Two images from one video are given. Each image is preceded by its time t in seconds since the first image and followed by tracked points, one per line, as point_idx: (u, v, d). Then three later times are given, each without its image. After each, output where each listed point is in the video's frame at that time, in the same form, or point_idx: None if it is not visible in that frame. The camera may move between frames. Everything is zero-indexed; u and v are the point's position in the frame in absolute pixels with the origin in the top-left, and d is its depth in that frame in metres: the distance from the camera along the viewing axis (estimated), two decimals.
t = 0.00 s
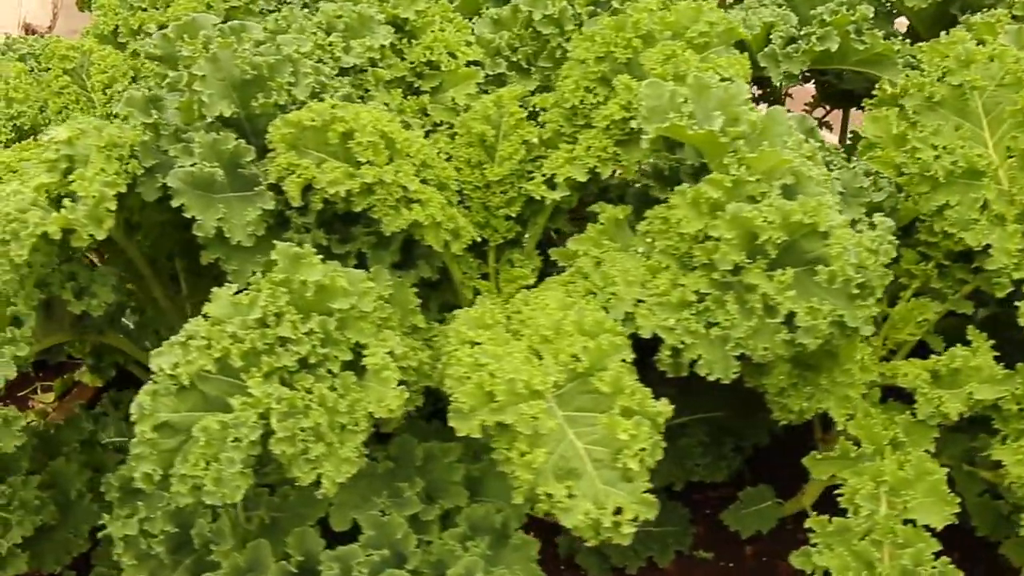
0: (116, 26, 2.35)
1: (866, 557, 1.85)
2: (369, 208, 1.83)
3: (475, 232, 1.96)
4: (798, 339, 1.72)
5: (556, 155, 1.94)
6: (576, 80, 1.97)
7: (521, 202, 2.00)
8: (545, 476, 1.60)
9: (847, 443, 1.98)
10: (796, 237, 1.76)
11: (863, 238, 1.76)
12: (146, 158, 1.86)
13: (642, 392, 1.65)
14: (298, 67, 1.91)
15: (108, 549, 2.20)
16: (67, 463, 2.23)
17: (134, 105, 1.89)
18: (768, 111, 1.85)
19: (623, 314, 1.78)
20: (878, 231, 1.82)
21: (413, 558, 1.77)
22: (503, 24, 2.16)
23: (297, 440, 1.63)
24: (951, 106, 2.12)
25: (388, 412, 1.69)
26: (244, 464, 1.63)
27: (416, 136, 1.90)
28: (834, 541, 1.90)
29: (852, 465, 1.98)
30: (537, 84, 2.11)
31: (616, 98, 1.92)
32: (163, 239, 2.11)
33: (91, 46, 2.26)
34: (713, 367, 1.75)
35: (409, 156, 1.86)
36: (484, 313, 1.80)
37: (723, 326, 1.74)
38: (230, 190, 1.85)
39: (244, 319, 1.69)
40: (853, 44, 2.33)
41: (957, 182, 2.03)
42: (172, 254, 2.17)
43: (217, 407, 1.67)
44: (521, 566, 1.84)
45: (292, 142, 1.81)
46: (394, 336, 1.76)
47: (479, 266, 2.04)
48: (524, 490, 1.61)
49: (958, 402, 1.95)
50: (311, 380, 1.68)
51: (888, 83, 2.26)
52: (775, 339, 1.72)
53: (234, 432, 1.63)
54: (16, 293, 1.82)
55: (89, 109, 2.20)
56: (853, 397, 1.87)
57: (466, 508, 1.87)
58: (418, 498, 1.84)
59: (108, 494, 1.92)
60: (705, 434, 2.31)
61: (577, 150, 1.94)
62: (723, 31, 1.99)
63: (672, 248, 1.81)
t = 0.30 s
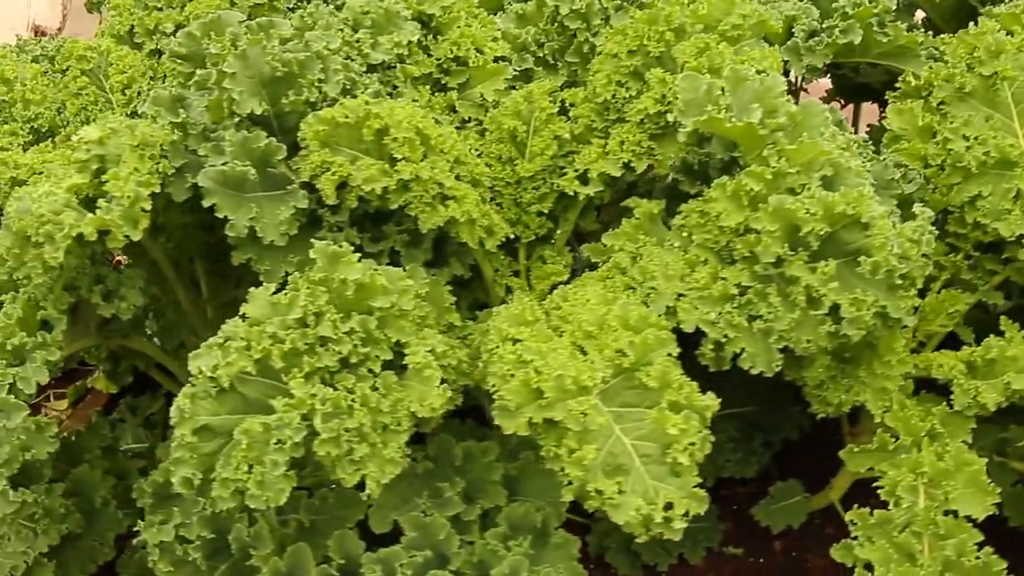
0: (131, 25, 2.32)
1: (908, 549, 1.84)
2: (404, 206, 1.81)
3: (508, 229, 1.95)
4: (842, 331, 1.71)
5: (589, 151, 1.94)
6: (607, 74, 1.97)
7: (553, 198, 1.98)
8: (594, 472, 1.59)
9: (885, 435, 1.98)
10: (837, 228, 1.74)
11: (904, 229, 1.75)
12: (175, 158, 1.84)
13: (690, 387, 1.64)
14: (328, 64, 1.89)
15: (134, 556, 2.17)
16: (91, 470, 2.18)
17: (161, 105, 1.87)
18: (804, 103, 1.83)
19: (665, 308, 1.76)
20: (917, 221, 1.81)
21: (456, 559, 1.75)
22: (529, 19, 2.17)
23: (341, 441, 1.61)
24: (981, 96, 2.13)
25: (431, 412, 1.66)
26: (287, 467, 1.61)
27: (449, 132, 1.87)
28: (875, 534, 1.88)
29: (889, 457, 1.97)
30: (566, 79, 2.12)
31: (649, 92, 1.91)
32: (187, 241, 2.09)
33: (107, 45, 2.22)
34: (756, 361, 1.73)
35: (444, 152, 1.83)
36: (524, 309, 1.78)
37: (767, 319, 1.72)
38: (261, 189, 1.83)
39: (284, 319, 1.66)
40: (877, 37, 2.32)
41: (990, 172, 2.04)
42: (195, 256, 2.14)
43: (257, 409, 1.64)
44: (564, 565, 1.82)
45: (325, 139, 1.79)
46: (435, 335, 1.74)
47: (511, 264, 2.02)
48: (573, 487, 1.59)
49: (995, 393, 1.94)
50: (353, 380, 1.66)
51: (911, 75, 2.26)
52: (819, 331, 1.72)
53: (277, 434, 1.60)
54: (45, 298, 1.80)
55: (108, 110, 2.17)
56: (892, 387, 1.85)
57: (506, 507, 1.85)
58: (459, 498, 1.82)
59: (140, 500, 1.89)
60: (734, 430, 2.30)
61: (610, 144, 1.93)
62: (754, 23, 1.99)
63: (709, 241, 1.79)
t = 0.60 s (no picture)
0: (146, 24, 2.29)
1: (943, 541, 1.83)
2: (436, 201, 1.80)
3: (537, 225, 1.94)
4: (879, 322, 1.71)
5: (617, 145, 1.94)
6: (635, 69, 1.96)
7: (580, 193, 1.98)
8: (635, 467, 1.57)
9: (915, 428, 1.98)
10: (871, 220, 1.73)
11: (939, 220, 1.74)
12: (201, 157, 1.81)
13: (729, 379, 1.63)
14: (355, 59, 1.87)
15: (156, 561, 2.14)
16: (111, 474, 2.13)
17: (186, 102, 1.87)
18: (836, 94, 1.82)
19: (700, 302, 1.75)
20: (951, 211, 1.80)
21: (493, 557, 1.73)
22: (550, 15, 2.16)
23: (379, 440, 1.58)
24: (1005, 87, 2.13)
25: (468, 409, 1.65)
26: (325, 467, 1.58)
27: (477, 127, 1.86)
28: (909, 527, 1.87)
29: (919, 450, 1.96)
30: (590, 73, 2.11)
31: (677, 85, 1.91)
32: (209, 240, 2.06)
33: (123, 44, 2.20)
34: (792, 354, 1.72)
35: (473, 147, 1.82)
36: (558, 304, 1.77)
37: (804, 312, 1.71)
38: (288, 187, 1.81)
39: (318, 317, 1.64)
40: (896, 30, 2.33)
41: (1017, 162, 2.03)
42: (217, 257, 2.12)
43: (292, 409, 1.62)
44: (600, 562, 1.81)
45: (355, 135, 1.78)
46: (469, 332, 1.73)
47: (538, 261, 2.01)
48: (615, 483, 1.58)
49: None
50: (389, 378, 1.64)
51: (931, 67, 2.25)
52: (855, 322, 1.71)
53: (315, 433, 1.58)
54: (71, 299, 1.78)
55: (126, 110, 2.14)
56: (923, 380, 1.85)
57: (539, 505, 1.83)
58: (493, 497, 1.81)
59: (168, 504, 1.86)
60: (759, 425, 2.29)
61: (638, 139, 1.93)
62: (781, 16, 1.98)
63: (742, 234, 1.79)
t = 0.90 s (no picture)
0: (160, 24, 2.27)
1: (974, 535, 1.80)
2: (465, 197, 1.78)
3: (563, 221, 1.93)
4: (913, 315, 1.70)
5: (642, 141, 1.93)
6: (660, 64, 1.95)
7: (605, 190, 1.97)
8: (673, 462, 1.56)
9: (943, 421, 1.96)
10: (901, 212, 1.72)
11: (971, 212, 1.73)
12: (227, 154, 1.79)
13: (766, 372, 1.61)
14: (380, 55, 1.86)
15: (175, 564, 2.12)
16: (129, 476, 2.10)
17: (209, 100, 1.84)
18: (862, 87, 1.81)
19: (732, 296, 1.74)
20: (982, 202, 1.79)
21: (527, 554, 1.72)
22: (570, 12, 2.15)
23: (415, 437, 1.56)
24: None
25: (502, 406, 1.64)
26: (360, 464, 1.55)
27: (504, 123, 1.85)
28: (940, 520, 1.85)
29: (946, 444, 1.95)
30: (611, 70, 2.11)
31: (703, 80, 1.90)
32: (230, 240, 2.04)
33: (140, 45, 2.18)
34: (825, 347, 1.72)
35: (501, 143, 1.81)
36: (589, 299, 1.76)
37: (838, 305, 1.71)
38: (314, 184, 1.79)
39: (351, 313, 1.63)
40: (912, 26, 2.32)
41: None
42: (237, 256, 2.10)
43: (325, 408, 1.60)
44: (631, 558, 1.80)
45: (382, 131, 1.76)
46: (500, 328, 1.72)
47: (562, 257, 2.00)
48: (653, 478, 1.57)
49: None
50: (423, 374, 1.62)
51: (947, 64, 2.25)
52: (888, 315, 1.71)
53: (350, 430, 1.55)
54: (95, 297, 1.76)
55: (143, 109, 2.13)
56: (950, 373, 1.84)
57: (570, 502, 1.82)
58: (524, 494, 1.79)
59: (194, 504, 1.85)
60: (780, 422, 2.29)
61: (663, 134, 1.92)
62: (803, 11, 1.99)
63: (771, 228, 1.79)
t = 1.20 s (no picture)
0: (176, 23, 2.26)
1: (1002, 534, 1.79)
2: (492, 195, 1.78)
3: (586, 219, 1.92)
4: (942, 311, 1.70)
5: (666, 138, 1.92)
6: (683, 62, 1.95)
7: (628, 187, 1.97)
8: (706, 460, 1.55)
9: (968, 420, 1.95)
10: (928, 209, 1.73)
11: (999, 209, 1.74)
12: (251, 152, 1.78)
13: (797, 370, 1.61)
14: (404, 52, 1.85)
15: (193, 565, 2.10)
16: (146, 477, 2.08)
17: (232, 97, 1.83)
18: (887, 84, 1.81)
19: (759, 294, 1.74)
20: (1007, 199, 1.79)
21: (555, 554, 1.71)
22: (588, 11, 2.17)
23: (446, 436, 1.56)
24: None
25: (532, 404, 1.62)
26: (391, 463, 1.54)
27: (528, 120, 1.84)
28: (965, 519, 1.85)
29: (970, 442, 1.94)
30: (630, 68, 2.11)
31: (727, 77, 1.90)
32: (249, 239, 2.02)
33: (157, 44, 2.17)
34: (853, 345, 1.71)
35: (526, 140, 1.80)
36: (616, 297, 1.75)
37: (867, 302, 1.71)
38: (339, 181, 1.78)
39: (381, 311, 1.62)
40: (929, 23, 2.32)
41: None
42: (255, 255, 2.09)
43: (354, 408, 1.58)
44: (658, 558, 1.79)
45: (407, 128, 1.76)
46: (528, 326, 1.71)
47: (584, 255, 2.00)
48: (686, 476, 1.56)
49: None
50: (453, 372, 1.62)
51: (963, 61, 2.26)
52: (917, 312, 1.71)
53: (382, 429, 1.54)
54: (120, 296, 1.75)
55: (161, 108, 2.11)
56: (973, 372, 1.84)
57: (596, 501, 1.81)
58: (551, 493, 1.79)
59: (218, 505, 1.84)
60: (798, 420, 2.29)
61: (686, 132, 1.91)
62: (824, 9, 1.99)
63: (797, 225, 1.79)
